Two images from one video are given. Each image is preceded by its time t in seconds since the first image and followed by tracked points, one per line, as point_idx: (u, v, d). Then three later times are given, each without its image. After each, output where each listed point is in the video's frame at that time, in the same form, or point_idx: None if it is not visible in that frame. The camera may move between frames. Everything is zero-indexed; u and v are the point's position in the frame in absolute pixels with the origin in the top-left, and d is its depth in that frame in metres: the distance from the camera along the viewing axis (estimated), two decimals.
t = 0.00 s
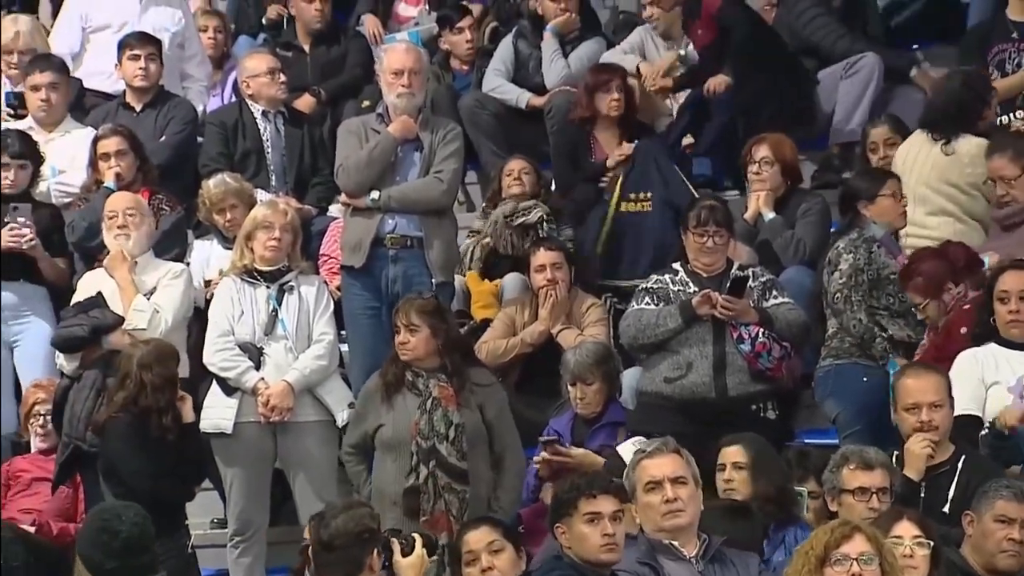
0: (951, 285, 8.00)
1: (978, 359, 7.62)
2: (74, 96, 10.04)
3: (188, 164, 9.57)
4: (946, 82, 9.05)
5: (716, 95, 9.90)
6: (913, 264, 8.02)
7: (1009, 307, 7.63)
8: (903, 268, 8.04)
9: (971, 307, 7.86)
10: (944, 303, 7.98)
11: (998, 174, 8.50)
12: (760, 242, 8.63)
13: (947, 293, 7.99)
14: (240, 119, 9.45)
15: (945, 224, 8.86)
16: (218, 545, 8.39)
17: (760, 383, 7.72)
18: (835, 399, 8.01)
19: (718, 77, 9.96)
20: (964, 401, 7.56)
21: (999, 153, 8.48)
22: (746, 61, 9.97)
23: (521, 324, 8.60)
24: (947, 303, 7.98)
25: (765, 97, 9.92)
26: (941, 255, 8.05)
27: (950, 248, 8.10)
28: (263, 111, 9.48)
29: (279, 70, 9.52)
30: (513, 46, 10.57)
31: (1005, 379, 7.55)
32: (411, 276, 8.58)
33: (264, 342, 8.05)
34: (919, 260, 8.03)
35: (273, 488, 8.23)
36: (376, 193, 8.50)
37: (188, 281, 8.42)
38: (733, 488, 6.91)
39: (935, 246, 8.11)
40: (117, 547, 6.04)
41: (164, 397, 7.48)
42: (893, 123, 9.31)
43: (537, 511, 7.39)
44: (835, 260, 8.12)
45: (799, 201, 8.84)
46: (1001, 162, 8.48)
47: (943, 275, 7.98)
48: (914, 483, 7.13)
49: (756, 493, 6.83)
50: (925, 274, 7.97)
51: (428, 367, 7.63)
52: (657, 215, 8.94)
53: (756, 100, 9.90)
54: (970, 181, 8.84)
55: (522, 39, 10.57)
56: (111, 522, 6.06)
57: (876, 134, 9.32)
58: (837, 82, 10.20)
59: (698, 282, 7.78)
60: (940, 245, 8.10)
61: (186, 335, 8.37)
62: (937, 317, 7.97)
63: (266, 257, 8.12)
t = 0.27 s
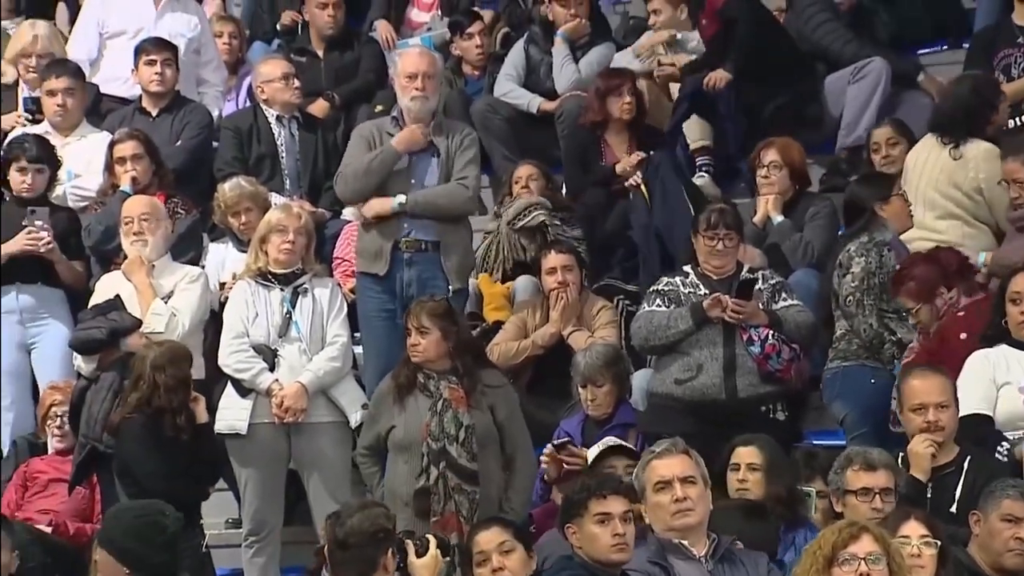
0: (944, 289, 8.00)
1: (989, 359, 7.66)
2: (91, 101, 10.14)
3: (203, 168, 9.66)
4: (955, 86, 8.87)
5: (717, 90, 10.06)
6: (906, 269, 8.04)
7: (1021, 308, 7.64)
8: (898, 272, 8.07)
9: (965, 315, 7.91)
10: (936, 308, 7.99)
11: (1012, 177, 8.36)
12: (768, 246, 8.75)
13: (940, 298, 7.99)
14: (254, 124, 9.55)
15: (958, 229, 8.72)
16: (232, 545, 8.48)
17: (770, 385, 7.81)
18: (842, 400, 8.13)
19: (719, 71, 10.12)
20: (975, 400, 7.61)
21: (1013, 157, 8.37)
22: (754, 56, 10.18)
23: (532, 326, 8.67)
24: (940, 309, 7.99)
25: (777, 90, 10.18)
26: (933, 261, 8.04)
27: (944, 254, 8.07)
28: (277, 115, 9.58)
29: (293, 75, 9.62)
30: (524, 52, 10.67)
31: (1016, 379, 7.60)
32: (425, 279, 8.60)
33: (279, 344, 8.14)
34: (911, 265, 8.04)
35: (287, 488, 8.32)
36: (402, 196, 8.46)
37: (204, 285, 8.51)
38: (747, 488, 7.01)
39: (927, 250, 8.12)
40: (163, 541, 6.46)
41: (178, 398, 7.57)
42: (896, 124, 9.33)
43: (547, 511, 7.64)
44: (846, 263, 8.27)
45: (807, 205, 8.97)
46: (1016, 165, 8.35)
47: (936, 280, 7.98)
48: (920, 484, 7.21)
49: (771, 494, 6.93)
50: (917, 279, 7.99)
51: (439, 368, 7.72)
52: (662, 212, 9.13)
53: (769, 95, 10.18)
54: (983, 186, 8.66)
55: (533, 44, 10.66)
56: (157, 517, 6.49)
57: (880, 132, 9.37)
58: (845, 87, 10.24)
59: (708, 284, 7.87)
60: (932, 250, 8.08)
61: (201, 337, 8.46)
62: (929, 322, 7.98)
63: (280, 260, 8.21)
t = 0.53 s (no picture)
0: (942, 297, 8.05)
1: (997, 360, 7.72)
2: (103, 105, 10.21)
3: (214, 172, 9.73)
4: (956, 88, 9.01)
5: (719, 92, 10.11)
6: (905, 276, 8.10)
7: None
8: (896, 278, 8.13)
9: (961, 329, 7.96)
10: (934, 315, 8.04)
11: (1018, 171, 8.57)
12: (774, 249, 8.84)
13: (938, 305, 8.05)
14: (264, 126, 9.62)
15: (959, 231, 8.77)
16: (243, 544, 8.55)
17: (776, 386, 7.87)
18: (850, 402, 8.17)
19: (721, 73, 10.18)
20: (982, 400, 7.66)
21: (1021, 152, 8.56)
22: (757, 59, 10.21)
23: (540, 328, 8.72)
24: (937, 316, 8.05)
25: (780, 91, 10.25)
26: (931, 268, 8.10)
27: (943, 261, 8.14)
28: (286, 118, 9.65)
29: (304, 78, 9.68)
30: (533, 56, 10.73)
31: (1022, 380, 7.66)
32: (436, 282, 8.44)
33: (289, 345, 8.21)
34: (910, 273, 8.10)
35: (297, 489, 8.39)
36: (456, 219, 8.30)
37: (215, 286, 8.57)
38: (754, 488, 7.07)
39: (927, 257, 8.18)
40: (185, 540, 6.83)
41: (180, 398, 7.64)
42: (897, 127, 9.40)
43: (555, 512, 7.56)
44: (857, 266, 8.35)
45: (813, 207, 9.04)
46: None
47: (935, 287, 8.03)
48: (925, 484, 7.25)
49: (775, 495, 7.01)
50: (916, 284, 8.05)
51: (447, 369, 7.77)
52: (666, 209, 9.25)
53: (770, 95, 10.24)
54: (982, 189, 8.72)
55: (541, 49, 10.73)
56: (179, 518, 6.85)
57: (880, 135, 9.43)
58: (850, 90, 10.29)
59: (716, 286, 7.94)
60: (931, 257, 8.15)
61: (211, 339, 8.52)
62: (925, 328, 8.03)
63: (291, 262, 8.26)
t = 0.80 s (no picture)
0: (935, 321, 8.04)
1: (1001, 360, 7.83)
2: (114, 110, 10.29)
3: (224, 176, 9.81)
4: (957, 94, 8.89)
5: (699, 93, 10.31)
6: (898, 300, 8.06)
7: None
8: (889, 302, 8.10)
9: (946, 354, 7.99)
10: (927, 337, 8.01)
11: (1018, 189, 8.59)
12: (780, 252, 8.91)
13: (930, 329, 8.03)
14: (274, 131, 9.70)
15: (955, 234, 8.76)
16: (252, 545, 8.61)
17: (781, 388, 7.94)
18: (862, 404, 8.28)
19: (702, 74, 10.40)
20: (985, 402, 7.77)
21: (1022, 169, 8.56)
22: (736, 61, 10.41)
23: (548, 330, 8.79)
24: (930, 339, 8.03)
25: (755, 92, 10.36)
26: (925, 292, 8.06)
27: (938, 285, 8.10)
28: (296, 123, 9.73)
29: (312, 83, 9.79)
30: (540, 61, 10.81)
31: None
32: (447, 285, 8.51)
33: (298, 348, 8.29)
34: (903, 297, 8.06)
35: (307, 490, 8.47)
36: (479, 230, 8.43)
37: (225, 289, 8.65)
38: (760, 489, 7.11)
39: (922, 281, 8.13)
40: (195, 541, 6.90)
41: (185, 400, 7.71)
42: (902, 132, 9.46)
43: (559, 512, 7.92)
44: (868, 269, 8.39)
45: (819, 210, 9.12)
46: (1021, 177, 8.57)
47: (929, 311, 8.00)
48: (929, 485, 7.32)
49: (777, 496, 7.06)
50: (911, 306, 8.01)
51: (454, 371, 7.85)
52: (667, 204, 9.39)
53: (743, 96, 10.36)
54: (974, 194, 8.69)
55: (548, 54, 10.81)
56: (189, 518, 6.94)
57: (885, 140, 9.51)
58: (854, 95, 10.36)
59: (721, 288, 8.01)
60: (927, 282, 8.09)
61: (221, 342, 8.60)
62: (915, 350, 8.00)
63: (300, 265, 8.34)
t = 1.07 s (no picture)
0: (940, 351, 8.05)
1: (1011, 360, 7.94)
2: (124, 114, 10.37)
3: (233, 180, 9.89)
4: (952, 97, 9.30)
5: (670, 97, 10.11)
6: (907, 326, 8.06)
7: None
8: (898, 328, 8.10)
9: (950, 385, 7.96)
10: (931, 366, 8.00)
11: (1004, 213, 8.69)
12: (784, 255, 8.98)
13: (935, 358, 8.03)
14: (282, 135, 9.78)
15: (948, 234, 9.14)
16: (262, 545, 8.68)
17: (783, 390, 8.03)
18: (871, 405, 8.31)
19: (673, 79, 10.17)
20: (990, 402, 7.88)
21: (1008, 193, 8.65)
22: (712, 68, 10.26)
23: (553, 332, 8.86)
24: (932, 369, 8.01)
25: (722, 96, 10.23)
26: (935, 321, 8.07)
27: (948, 318, 8.11)
28: (304, 127, 9.81)
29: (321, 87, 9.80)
30: (545, 65, 10.87)
31: None
32: (455, 288, 8.62)
33: (306, 350, 8.35)
34: (913, 324, 8.06)
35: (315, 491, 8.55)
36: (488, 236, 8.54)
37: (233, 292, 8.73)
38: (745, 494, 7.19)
39: (932, 311, 8.16)
40: (196, 543, 7.06)
41: (191, 403, 7.79)
42: (907, 136, 9.53)
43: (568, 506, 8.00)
44: (877, 272, 8.51)
45: (822, 214, 9.17)
46: (1005, 201, 8.66)
47: (935, 340, 8.03)
48: (932, 487, 7.38)
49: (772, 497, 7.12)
50: (919, 333, 8.02)
51: (458, 373, 7.92)
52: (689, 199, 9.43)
53: (711, 99, 10.21)
54: (965, 197, 9.06)
55: (554, 59, 10.86)
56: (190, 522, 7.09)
57: (891, 145, 9.55)
58: (856, 99, 10.43)
59: (724, 291, 8.09)
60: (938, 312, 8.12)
61: (230, 344, 8.67)
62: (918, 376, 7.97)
63: (308, 268, 8.42)
